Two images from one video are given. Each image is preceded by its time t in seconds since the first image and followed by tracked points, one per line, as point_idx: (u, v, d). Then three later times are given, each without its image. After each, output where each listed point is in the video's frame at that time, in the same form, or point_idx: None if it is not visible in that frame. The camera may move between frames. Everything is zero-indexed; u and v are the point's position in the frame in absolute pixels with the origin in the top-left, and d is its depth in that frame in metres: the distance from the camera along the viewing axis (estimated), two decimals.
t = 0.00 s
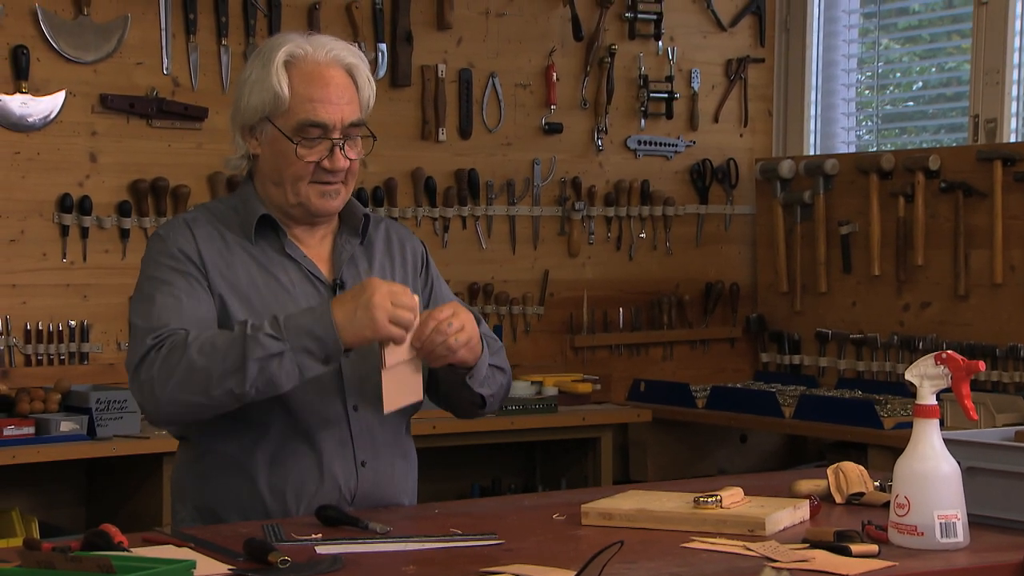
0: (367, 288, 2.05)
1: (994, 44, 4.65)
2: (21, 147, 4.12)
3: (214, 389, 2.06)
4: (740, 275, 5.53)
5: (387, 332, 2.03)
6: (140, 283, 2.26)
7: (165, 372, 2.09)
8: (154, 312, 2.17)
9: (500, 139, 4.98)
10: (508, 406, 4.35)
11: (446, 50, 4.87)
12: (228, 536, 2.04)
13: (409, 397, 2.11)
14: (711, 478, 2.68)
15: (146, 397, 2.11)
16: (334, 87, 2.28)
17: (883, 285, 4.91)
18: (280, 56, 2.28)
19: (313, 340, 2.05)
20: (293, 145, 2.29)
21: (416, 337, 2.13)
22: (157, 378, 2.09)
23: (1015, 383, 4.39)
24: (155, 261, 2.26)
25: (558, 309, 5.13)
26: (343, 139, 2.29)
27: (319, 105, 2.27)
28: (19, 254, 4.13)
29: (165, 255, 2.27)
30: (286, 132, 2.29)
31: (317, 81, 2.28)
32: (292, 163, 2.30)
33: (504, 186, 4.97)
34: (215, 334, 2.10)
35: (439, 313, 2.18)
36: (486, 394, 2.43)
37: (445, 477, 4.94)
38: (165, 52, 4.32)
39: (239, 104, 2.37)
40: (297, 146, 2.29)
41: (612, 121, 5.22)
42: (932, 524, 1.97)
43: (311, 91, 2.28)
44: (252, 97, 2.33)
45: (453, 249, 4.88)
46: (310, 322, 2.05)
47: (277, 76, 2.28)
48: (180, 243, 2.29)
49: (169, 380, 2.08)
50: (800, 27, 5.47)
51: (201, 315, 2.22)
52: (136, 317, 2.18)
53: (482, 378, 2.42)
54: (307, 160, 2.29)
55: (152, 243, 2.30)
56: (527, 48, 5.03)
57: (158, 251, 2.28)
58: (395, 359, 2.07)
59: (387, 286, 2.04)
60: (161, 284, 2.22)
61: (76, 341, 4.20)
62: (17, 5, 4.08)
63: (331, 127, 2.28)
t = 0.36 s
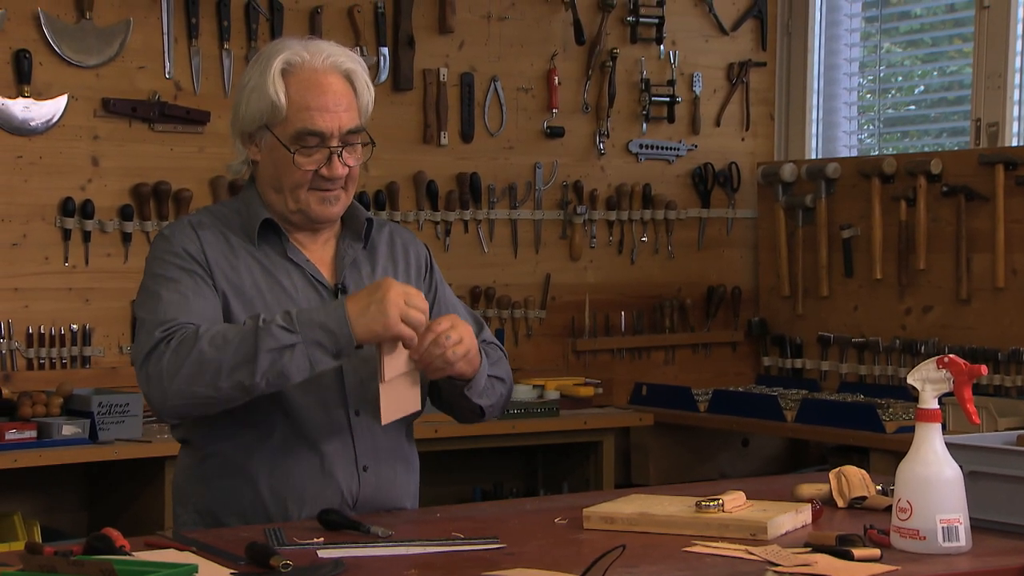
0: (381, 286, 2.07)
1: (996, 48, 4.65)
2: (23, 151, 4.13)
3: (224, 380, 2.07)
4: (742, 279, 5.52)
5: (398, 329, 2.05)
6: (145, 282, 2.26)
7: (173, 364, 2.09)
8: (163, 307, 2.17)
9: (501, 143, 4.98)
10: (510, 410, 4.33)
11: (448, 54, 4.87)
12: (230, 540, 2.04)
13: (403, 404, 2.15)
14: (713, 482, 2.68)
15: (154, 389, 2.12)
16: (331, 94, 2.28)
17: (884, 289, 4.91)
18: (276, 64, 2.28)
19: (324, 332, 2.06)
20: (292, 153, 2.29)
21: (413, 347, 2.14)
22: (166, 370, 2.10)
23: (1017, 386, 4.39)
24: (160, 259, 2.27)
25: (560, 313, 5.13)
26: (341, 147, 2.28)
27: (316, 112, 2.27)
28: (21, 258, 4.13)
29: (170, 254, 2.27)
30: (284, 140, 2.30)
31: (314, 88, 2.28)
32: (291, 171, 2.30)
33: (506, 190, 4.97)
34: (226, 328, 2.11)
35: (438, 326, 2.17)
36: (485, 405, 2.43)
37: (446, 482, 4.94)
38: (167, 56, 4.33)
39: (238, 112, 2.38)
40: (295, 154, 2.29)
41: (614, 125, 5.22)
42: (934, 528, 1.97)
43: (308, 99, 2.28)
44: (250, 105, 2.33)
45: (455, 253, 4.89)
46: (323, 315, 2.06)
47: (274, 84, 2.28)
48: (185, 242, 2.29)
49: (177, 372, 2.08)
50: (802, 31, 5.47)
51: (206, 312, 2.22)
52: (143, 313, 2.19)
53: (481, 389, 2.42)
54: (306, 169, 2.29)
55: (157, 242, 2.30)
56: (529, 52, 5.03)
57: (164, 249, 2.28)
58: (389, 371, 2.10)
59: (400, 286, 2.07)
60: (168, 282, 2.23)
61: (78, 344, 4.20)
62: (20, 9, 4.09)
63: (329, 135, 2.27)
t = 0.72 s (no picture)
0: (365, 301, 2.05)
1: (996, 49, 4.65)
2: (24, 153, 4.13)
3: (207, 397, 2.06)
4: (743, 280, 5.52)
5: (385, 345, 2.03)
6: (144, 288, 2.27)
7: (158, 380, 2.09)
8: (154, 318, 2.17)
9: (503, 144, 4.98)
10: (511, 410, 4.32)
11: (449, 55, 4.87)
12: (231, 540, 2.04)
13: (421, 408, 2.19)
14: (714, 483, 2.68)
15: (142, 406, 2.12)
16: (326, 95, 2.27)
17: (885, 290, 4.91)
18: (270, 69, 2.28)
19: (307, 349, 2.04)
20: (291, 157, 2.29)
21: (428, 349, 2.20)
22: (152, 387, 2.10)
23: (1018, 388, 4.39)
24: (159, 264, 2.27)
25: (561, 314, 5.13)
26: (341, 147, 2.28)
27: (312, 115, 2.26)
28: (22, 259, 4.13)
29: (170, 260, 2.27)
30: (284, 144, 2.29)
31: (308, 89, 2.27)
32: (292, 175, 2.30)
33: (507, 191, 4.97)
34: (210, 342, 2.09)
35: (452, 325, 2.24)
36: (496, 406, 2.43)
37: (447, 483, 4.94)
38: (169, 57, 4.33)
39: (237, 118, 2.38)
40: (295, 158, 2.29)
41: (615, 126, 5.22)
42: (934, 530, 1.97)
43: (303, 101, 2.27)
44: (248, 111, 2.33)
45: (456, 255, 4.89)
46: (304, 332, 2.04)
47: (268, 90, 2.28)
48: (185, 247, 2.29)
49: (163, 387, 2.08)
50: (803, 31, 5.47)
51: (199, 321, 2.21)
52: (136, 323, 2.19)
53: (493, 391, 2.42)
54: (307, 171, 2.29)
55: (160, 246, 2.30)
56: (530, 54, 5.03)
57: (163, 255, 2.28)
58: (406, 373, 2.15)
59: (385, 299, 2.05)
60: (162, 290, 2.22)
61: (79, 346, 4.21)
62: (21, 11, 4.09)
63: (327, 137, 2.27)
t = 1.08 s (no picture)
0: (355, 316, 2.02)
1: (997, 50, 4.65)
2: (25, 153, 4.13)
3: (195, 404, 2.08)
4: (743, 280, 5.52)
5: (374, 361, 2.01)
6: (142, 291, 2.27)
7: (147, 386, 2.10)
8: (146, 323, 2.18)
9: (504, 144, 4.98)
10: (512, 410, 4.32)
11: (449, 55, 4.87)
12: (231, 541, 2.04)
13: (426, 403, 2.19)
14: (715, 483, 2.69)
15: (131, 411, 2.13)
16: (327, 96, 2.27)
17: (886, 290, 4.91)
18: (270, 71, 2.28)
19: (290, 357, 2.05)
20: (292, 159, 2.29)
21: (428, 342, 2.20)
22: (141, 392, 2.11)
23: (1019, 388, 4.39)
24: (158, 268, 2.27)
25: (562, 315, 5.13)
26: (342, 149, 2.28)
27: (313, 117, 2.26)
28: (23, 260, 4.13)
29: (169, 262, 2.27)
30: (285, 146, 2.30)
31: (309, 91, 2.27)
32: (293, 177, 2.31)
33: (508, 192, 4.97)
34: (199, 349, 2.10)
35: (450, 316, 2.24)
36: (497, 404, 2.43)
37: (448, 484, 4.94)
38: (170, 58, 4.33)
39: (239, 121, 2.39)
40: (296, 160, 2.29)
41: (616, 126, 5.22)
42: (935, 530, 1.97)
43: (304, 103, 2.27)
44: (250, 113, 2.34)
45: (457, 255, 4.89)
46: (289, 341, 2.04)
47: (269, 92, 2.28)
48: (184, 249, 2.29)
49: (152, 393, 2.09)
50: (804, 31, 5.47)
51: (191, 323, 2.22)
52: (131, 328, 2.20)
53: (494, 389, 2.42)
54: (308, 173, 2.29)
55: (160, 248, 2.31)
56: (532, 54, 5.03)
57: (162, 257, 2.28)
58: (408, 369, 2.15)
59: (374, 313, 2.03)
60: (158, 294, 2.23)
61: (80, 346, 4.21)
62: (22, 11, 4.09)
63: (328, 138, 2.27)
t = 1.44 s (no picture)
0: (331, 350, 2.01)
1: (999, 49, 4.65)
2: (27, 153, 4.13)
3: (198, 443, 2.12)
4: (745, 280, 5.53)
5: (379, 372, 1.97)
6: (141, 304, 2.28)
7: (151, 425, 2.13)
8: (147, 353, 2.20)
9: (505, 144, 4.98)
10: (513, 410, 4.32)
11: (450, 56, 4.87)
12: (233, 541, 2.04)
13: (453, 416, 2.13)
14: (716, 483, 2.69)
15: (139, 447, 2.17)
16: (340, 101, 2.27)
17: (887, 290, 4.91)
18: (283, 72, 2.27)
19: (287, 401, 2.07)
20: (299, 161, 2.30)
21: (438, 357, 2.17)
22: (145, 431, 2.14)
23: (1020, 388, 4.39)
24: (156, 280, 2.27)
25: (563, 315, 5.13)
26: (350, 154, 2.29)
27: (324, 121, 2.26)
28: (25, 260, 4.14)
29: (169, 272, 2.27)
30: (293, 148, 2.30)
31: (322, 96, 2.26)
32: (299, 179, 2.31)
33: (509, 192, 4.97)
34: (200, 388, 2.13)
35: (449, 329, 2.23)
36: (513, 410, 2.44)
37: (449, 483, 4.94)
38: (171, 58, 4.33)
39: (248, 116, 2.38)
40: (304, 162, 2.29)
41: (617, 126, 5.22)
42: (937, 530, 1.97)
43: (316, 107, 2.26)
44: (259, 112, 2.33)
45: (458, 255, 4.89)
46: (285, 386, 2.06)
47: (281, 92, 2.27)
48: (184, 259, 2.29)
49: (156, 431, 2.13)
50: (805, 31, 5.47)
51: (194, 343, 2.22)
52: (133, 353, 2.22)
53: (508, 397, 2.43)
54: (315, 176, 2.29)
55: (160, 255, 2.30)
56: (533, 54, 5.03)
57: (162, 267, 2.28)
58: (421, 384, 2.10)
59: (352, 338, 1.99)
60: (157, 313, 2.23)
61: (81, 346, 4.21)
62: (24, 11, 4.10)
63: (337, 144, 2.27)
